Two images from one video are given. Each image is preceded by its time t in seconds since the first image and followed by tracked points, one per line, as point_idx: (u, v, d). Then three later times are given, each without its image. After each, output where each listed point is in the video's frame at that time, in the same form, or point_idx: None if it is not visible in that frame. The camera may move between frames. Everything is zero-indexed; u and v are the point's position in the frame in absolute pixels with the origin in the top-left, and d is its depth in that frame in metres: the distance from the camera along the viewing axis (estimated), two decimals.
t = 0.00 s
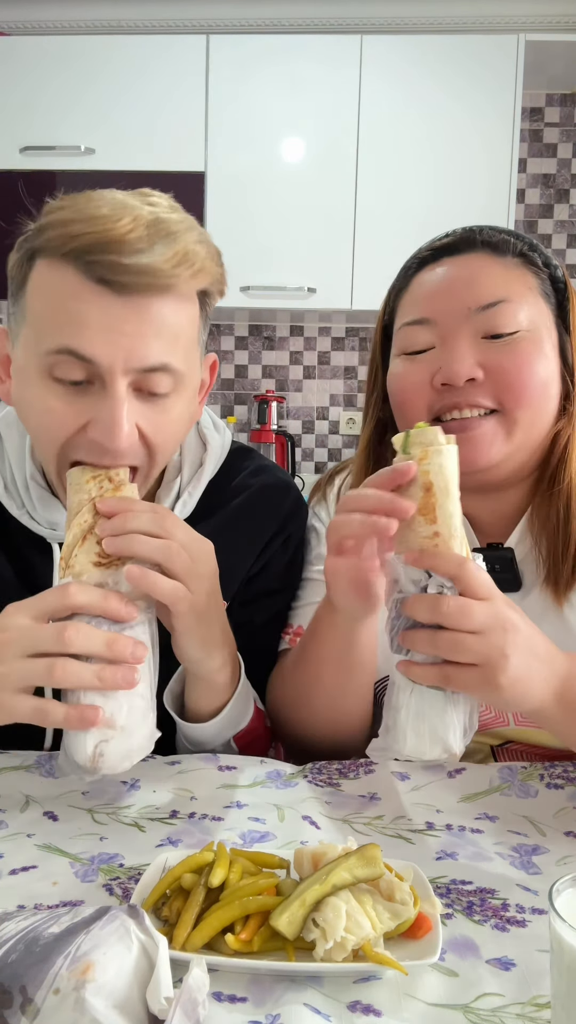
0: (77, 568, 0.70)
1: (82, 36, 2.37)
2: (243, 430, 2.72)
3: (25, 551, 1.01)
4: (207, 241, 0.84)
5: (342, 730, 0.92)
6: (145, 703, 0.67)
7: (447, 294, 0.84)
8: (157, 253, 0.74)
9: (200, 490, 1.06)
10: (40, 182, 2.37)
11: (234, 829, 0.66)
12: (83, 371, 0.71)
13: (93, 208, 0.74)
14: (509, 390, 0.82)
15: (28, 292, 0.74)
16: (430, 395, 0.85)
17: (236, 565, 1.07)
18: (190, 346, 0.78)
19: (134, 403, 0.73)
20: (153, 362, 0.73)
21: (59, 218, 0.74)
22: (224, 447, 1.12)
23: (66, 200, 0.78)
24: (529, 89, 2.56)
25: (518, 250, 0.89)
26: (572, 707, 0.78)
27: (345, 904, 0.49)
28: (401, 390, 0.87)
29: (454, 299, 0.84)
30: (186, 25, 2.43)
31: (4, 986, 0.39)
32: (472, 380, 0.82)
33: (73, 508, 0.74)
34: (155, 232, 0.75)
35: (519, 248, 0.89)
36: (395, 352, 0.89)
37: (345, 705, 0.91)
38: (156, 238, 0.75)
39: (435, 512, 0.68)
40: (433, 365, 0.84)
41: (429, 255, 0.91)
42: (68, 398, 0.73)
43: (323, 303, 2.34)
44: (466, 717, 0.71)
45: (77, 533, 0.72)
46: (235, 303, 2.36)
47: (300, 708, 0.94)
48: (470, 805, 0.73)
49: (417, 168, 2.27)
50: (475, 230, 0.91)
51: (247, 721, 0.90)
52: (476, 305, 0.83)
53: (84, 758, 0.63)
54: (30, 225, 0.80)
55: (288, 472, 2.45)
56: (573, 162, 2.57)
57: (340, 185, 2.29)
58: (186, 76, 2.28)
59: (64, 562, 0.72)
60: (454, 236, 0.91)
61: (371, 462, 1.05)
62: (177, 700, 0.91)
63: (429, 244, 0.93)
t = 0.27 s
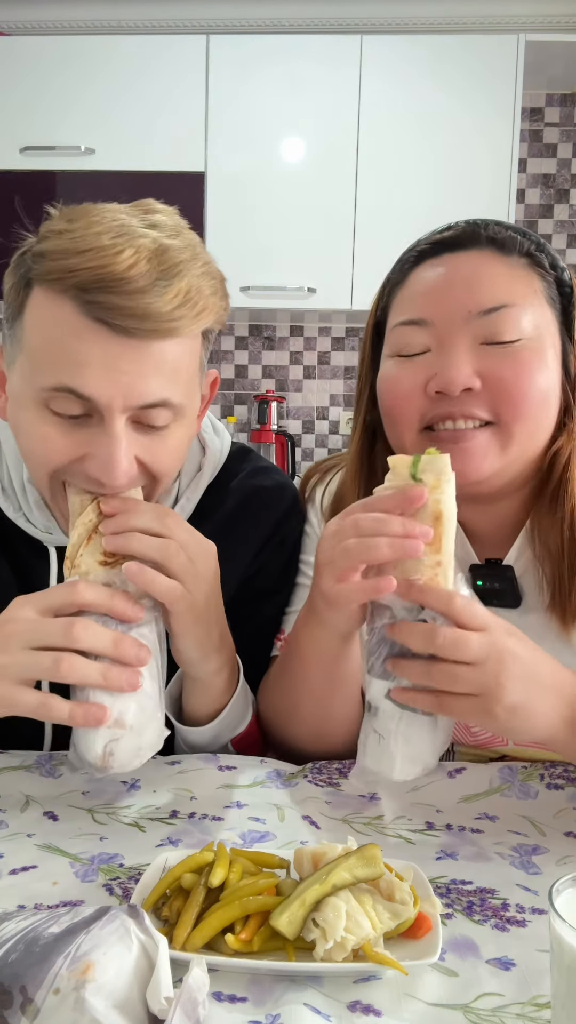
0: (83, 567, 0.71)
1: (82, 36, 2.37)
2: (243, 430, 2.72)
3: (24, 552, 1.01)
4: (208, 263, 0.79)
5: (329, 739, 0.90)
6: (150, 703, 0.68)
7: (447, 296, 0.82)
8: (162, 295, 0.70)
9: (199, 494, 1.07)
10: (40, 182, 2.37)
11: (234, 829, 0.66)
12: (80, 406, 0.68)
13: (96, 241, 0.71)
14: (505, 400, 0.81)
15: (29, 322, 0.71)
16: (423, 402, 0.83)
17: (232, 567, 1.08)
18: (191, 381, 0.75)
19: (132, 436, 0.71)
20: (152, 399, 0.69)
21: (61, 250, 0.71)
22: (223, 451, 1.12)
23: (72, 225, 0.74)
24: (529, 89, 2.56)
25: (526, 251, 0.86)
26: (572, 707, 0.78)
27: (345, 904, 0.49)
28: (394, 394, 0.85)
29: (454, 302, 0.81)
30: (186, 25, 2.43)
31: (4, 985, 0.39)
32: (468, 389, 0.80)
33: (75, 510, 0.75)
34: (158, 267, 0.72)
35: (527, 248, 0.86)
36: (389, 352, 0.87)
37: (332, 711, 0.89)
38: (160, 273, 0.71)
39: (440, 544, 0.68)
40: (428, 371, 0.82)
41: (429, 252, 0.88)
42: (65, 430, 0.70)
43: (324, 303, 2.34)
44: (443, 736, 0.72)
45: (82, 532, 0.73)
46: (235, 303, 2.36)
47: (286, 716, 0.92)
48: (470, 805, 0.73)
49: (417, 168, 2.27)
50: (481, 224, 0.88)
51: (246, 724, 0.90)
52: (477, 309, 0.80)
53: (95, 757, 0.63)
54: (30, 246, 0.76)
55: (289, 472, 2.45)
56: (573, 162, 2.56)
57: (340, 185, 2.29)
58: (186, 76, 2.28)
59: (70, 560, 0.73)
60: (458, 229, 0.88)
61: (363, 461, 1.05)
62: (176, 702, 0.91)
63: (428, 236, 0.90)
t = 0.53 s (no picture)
0: (75, 580, 0.70)
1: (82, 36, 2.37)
2: (243, 430, 2.72)
3: (23, 554, 1.01)
4: (204, 288, 0.77)
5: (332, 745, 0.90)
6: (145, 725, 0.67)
7: (443, 315, 0.81)
8: (153, 325, 0.69)
9: (195, 498, 1.07)
10: (40, 182, 2.37)
11: (234, 829, 0.66)
12: (73, 435, 0.68)
13: (84, 266, 0.69)
14: (499, 423, 0.80)
15: (18, 351, 0.70)
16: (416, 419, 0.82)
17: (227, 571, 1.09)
18: (186, 402, 0.75)
19: (126, 462, 0.70)
20: (146, 426, 0.69)
21: (48, 275, 0.69)
22: (221, 455, 1.11)
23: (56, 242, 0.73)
24: (529, 89, 2.56)
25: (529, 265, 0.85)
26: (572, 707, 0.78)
27: (345, 904, 0.49)
28: (387, 408, 0.84)
29: (453, 320, 0.80)
30: (186, 25, 2.43)
31: (4, 985, 0.39)
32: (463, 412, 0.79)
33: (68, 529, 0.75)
34: (148, 295, 0.70)
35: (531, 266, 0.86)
36: (383, 365, 0.86)
37: (334, 715, 0.90)
38: (150, 301, 0.70)
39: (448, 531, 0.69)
40: (423, 388, 0.81)
41: (431, 262, 0.86)
42: (60, 457, 0.70)
43: (324, 303, 2.34)
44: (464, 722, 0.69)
45: (75, 545, 0.72)
46: (235, 303, 2.35)
47: (288, 723, 0.91)
48: (470, 805, 0.73)
49: (418, 168, 2.27)
50: (485, 236, 0.87)
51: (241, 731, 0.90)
52: (477, 329, 0.79)
53: (82, 775, 0.63)
54: (17, 260, 0.75)
55: (289, 472, 2.45)
56: (573, 162, 2.56)
57: (340, 185, 2.29)
58: (186, 75, 2.28)
59: (61, 574, 0.72)
60: (461, 240, 0.86)
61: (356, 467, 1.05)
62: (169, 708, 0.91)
63: (429, 237, 0.89)
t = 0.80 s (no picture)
0: (76, 589, 0.70)
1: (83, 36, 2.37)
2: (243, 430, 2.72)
3: (23, 555, 1.01)
4: (203, 297, 0.78)
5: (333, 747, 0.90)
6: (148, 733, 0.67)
7: (440, 306, 0.81)
8: (155, 347, 0.69)
9: (195, 502, 1.07)
10: (40, 182, 2.37)
11: (234, 829, 0.66)
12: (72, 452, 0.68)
13: (85, 283, 0.68)
14: (490, 412, 0.79)
15: (16, 366, 0.69)
16: (410, 412, 0.83)
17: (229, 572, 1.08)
18: (186, 415, 0.75)
19: (127, 476, 0.70)
20: (145, 444, 0.69)
21: (47, 292, 0.69)
22: (221, 457, 1.11)
23: (55, 253, 0.72)
24: (529, 89, 2.56)
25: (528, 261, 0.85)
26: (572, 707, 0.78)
27: (345, 904, 0.49)
28: (385, 402, 0.85)
29: (447, 311, 0.80)
30: (186, 25, 2.43)
31: (4, 985, 0.39)
32: (454, 400, 0.79)
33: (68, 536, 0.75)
34: (149, 313, 0.70)
35: (530, 261, 0.85)
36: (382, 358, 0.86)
37: (338, 715, 0.90)
38: (152, 320, 0.70)
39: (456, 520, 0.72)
40: (417, 380, 0.81)
41: (431, 256, 0.87)
42: (59, 472, 0.70)
43: (324, 303, 2.34)
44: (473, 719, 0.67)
45: (76, 553, 0.72)
46: (235, 303, 2.35)
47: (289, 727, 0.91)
48: (470, 805, 0.73)
49: (418, 169, 2.27)
50: (482, 231, 0.87)
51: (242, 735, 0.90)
52: (470, 319, 0.79)
53: (85, 785, 0.63)
54: (13, 264, 0.75)
55: (289, 473, 2.45)
56: (573, 162, 2.56)
57: (340, 184, 2.29)
58: (186, 75, 2.28)
59: (63, 582, 0.72)
60: (461, 234, 0.87)
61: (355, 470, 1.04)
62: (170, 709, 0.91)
63: (432, 236, 0.90)
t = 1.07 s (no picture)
0: (80, 588, 0.70)
1: (82, 36, 2.37)
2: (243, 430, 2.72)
3: (23, 554, 1.01)
4: (199, 294, 0.77)
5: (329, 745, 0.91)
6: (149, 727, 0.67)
7: (445, 307, 0.80)
8: (154, 342, 0.69)
9: (195, 499, 1.06)
10: (39, 182, 2.37)
11: (234, 829, 0.66)
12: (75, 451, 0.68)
13: (81, 280, 0.68)
14: (480, 426, 0.78)
15: (16, 367, 0.69)
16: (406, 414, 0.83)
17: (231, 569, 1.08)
18: (186, 413, 0.75)
19: (129, 474, 0.70)
20: (147, 439, 0.69)
21: (44, 290, 0.69)
22: (221, 456, 1.10)
23: (51, 252, 0.72)
24: (529, 89, 2.56)
25: (541, 269, 0.85)
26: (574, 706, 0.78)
27: (345, 904, 0.49)
28: (382, 402, 0.85)
29: (449, 314, 0.80)
30: (186, 25, 2.43)
31: (4, 985, 0.39)
32: (444, 412, 0.78)
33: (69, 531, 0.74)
34: (147, 309, 0.70)
35: (543, 274, 0.84)
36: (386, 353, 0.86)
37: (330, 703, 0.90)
38: (150, 315, 0.70)
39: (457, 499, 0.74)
40: (413, 383, 0.81)
41: (442, 258, 0.86)
42: (61, 471, 0.70)
43: (324, 303, 2.34)
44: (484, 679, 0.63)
45: (79, 551, 0.72)
46: (235, 303, 2.35)
47: (287, 726, 0.91)
48: (470, 805, 0.73)
49: (418, 169, 2.27)
50: (499, 237, 0.86)
51: (243, 732, 0.90)
52: (472, 325, 0.79)
53: (86, 782, 0.63)
54: (7, 264, 0.74)
55: (289, 473, 2.45)
56: (573, 162, 2.56)
57: (340, 185, 2.29)
58: (186, 75, 2.28)
59: (67, 580, 0.72)
60: (479, 239, 0.86)
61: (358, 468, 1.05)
62: (172, 710, 0.91)
63: (450, 236, 0.90)
